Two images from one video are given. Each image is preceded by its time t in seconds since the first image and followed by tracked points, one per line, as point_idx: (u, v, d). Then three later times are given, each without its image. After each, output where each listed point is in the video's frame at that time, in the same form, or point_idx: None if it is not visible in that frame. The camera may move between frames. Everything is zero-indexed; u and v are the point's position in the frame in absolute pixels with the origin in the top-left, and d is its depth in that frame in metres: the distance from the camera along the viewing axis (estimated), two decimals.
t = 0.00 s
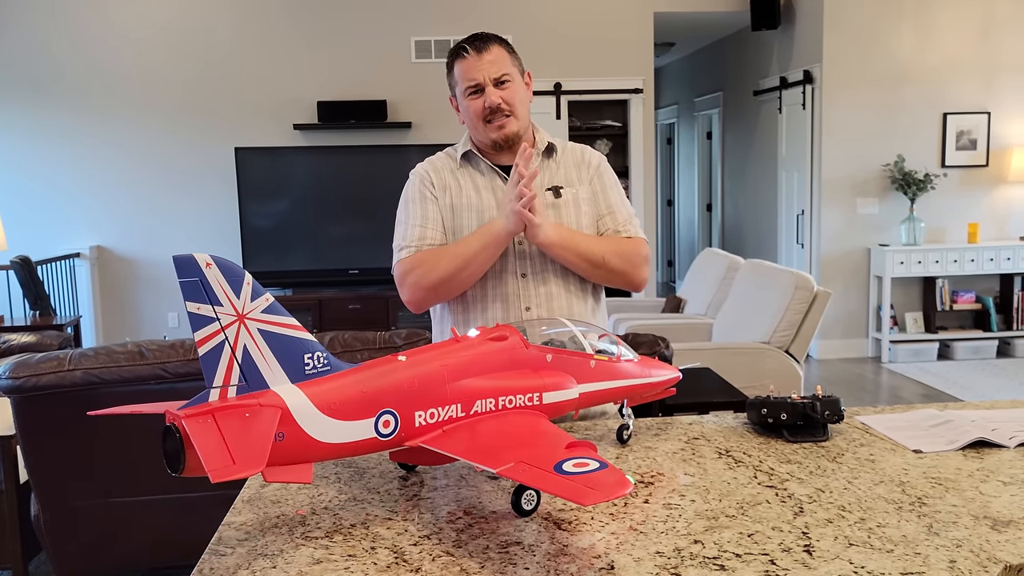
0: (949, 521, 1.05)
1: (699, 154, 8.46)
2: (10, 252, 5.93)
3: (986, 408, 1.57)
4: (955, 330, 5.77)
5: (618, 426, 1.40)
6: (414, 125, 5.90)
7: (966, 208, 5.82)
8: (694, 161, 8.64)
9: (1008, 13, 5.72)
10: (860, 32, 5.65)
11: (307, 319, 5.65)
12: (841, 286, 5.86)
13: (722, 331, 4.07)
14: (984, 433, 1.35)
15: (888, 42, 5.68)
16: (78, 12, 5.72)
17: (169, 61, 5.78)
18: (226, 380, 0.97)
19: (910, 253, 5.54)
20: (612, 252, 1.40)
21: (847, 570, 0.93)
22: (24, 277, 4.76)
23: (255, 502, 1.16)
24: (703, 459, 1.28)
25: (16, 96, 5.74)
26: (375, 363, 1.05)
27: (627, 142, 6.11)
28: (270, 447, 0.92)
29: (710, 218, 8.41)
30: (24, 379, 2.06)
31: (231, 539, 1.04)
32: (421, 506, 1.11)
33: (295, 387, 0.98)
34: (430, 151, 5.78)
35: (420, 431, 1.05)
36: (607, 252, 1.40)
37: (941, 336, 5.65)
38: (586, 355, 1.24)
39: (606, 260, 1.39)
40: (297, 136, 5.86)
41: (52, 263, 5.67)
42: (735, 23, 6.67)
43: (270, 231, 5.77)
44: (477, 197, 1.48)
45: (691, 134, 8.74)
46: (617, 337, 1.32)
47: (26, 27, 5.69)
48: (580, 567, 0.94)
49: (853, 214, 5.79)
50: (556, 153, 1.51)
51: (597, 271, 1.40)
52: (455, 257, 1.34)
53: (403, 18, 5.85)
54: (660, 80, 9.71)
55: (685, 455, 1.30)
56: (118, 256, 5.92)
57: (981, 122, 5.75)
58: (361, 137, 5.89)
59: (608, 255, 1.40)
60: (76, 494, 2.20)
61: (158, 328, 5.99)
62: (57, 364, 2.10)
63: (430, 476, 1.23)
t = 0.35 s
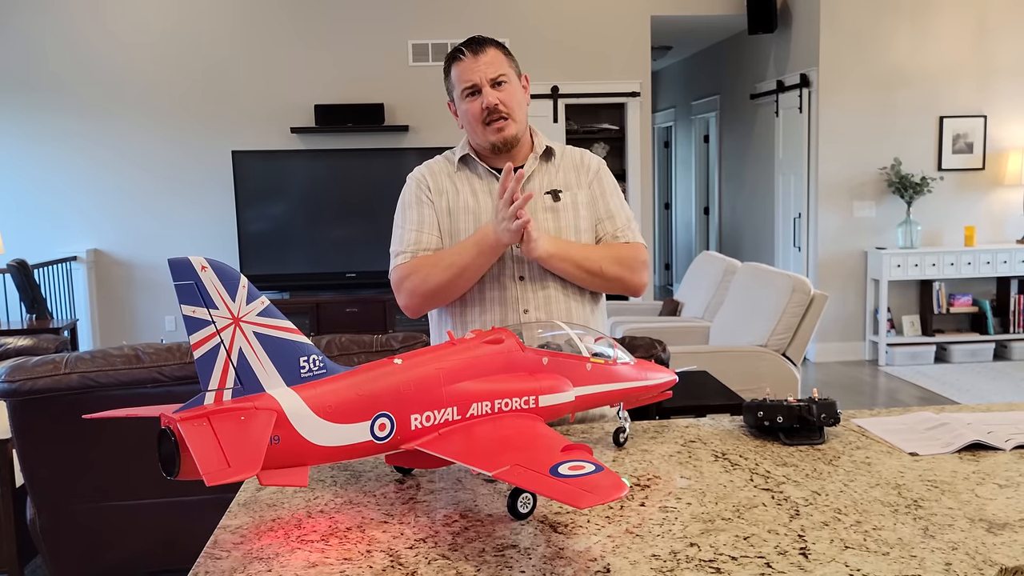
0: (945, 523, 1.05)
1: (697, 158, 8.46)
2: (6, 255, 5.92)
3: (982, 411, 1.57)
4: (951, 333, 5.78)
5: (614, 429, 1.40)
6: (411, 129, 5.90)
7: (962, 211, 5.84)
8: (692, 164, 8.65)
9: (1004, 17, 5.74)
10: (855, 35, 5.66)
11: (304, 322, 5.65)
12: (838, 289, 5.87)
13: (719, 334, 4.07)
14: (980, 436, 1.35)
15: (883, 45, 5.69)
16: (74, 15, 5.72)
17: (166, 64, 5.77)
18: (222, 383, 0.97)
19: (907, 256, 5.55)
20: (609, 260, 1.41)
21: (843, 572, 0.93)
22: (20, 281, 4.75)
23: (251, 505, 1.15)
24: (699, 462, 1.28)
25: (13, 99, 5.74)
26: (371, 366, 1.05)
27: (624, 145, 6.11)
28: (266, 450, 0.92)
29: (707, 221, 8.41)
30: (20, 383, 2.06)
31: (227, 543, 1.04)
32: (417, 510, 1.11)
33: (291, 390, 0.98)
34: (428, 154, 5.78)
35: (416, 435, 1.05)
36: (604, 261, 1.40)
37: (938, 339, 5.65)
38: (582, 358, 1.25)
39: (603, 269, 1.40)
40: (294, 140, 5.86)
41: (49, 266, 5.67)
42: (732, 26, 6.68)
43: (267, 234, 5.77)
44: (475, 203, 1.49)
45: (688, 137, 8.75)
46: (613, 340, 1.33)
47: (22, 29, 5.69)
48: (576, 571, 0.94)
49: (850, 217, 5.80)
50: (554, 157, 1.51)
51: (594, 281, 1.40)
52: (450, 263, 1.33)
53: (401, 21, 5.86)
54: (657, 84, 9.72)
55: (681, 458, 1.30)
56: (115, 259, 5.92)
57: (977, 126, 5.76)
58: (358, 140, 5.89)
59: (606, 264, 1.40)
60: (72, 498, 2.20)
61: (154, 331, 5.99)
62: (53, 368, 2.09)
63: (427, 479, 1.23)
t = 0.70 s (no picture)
0: (947, 525, 1.05)
1: (696, 160, 8.46)
2: (6, 257, 5.91)
3: (984, 413, 1.56)
4: (951, 335, 5.79)
5: (615, 431, 1.40)
6: (411, 131, 5.90)
7: (962, 214, 5.84)
8: (691, 167, 8.65)
9: (1003, 20, 5.75)
10: (855, 37, 5.67)
11: (304, 325, 5.64)
12: (838, 291, 5.87)
13: (719, 337, 4.06)
14: (982, 438, 1.35)
15: (883, 47, 5.69)
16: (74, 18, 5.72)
17: (166, 66, 5.77)
18: (223, 385, 0.96)
19: (907, 258, 5.55)
20: (618, 274, 1.40)
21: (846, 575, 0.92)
22: (20, 283, 4.74)
23: (252, 508, 1.15)
24: (701, 464, 1.28)
25: (13, 101, 5.74)
26: (372, 368, 1.05)
27: (624, 148, 6.11)
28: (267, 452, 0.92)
29: (707, 224, 8.41)
30: (20, 385, 2.06)
31: (228, 545, 1.03)
32: (418, 512, 1.11)
33: (292, 392, 0.98)
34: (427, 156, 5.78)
35: (417, 437, 1.04)
36: (613, 276, 1.39)
37: (938, 341, 5.65)
38: (584, 360, 1.24)
39: (612, 284, 1.39)
40: (294, 142, 5.86)
41: (48, 269, 5.66)
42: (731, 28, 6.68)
43: (266, 236, 5.76)
44: (472, 205, 1.48)
45: (688, 140, 8.75)
46: (615, 342, 1.32)
47: (22, 31, 5.69)
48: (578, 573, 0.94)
49: (850, 219, 5.80)
50: (557, 158, 1.50)
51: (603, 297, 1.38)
52: (440, 277, 1.34)
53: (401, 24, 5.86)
54: (657, 86, 9.73)
55: (682, 460, 1.29)
56: (115, 262, 5.92)
57: (976, 128, 5.77)
58: (358, 143, 5.89)
59: (614, 279, 1.39)
60: (72, 500, 2.19)
61: (153, 334, 5.98)
62: (53, 370, 2.09)
63: (428, 481, 1.23)
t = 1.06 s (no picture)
0: (952, 528, 1.04)
1: (699, 162, 8.47)
2: (9, 259, 5.92)
3: (988, 415, 1.56)
4: (954, 337, 5.78)
5: (618, 434, 1.40)
6: (413, 133, 5.91)
7: (965, 216, 5.83)
8: (693, 169, 8.65)
9: (1005, 23, 5.75)
10: (858, 39, 5.67)
11: (306, 327, 5.64)
12: (840, 293, 5.86)
13: (722, 339, 4.06)
14: (987, 440, 1.34)
15: (885, 49, 5.69)
16: (78, 22, 5.74)
17: (169, 67, 5.78)
18: (226, 388, 0.96)
19: (910, 261, 5.54)
20: (626, 281, 1.41)
21: None
22: (24, 286, 4.74)
23: (255, 510, 1.15)
24: (704, 467, 1.27)
25: (17, 103, 5.75)
26: (375, 370, 1.05)
27: (627, 150, 6.11)
28: (270, 454, 0.92)
29: (710, 226, 8.41)
30: (23, 387, 2.06)
31: (231, 548, 1.03)
32: (421, 515, 1.11)
33: (294, 394, 0.98)
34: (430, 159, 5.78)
35: (420, 439, 1.04)
36: (621, 284, 1.39)
37: (941, 344, 5.64)
38: (587, 362, 1.24)
39: (620, 292, 1.39)
40: (297, 144, 5.87)
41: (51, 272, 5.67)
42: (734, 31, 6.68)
43: (269, 239, 5.77)
44: (474, 208, 1.48)
45: (690, 142, 8.75)
46: (618, 344, 1.32)
47: (26, 33, 5.70)
48: None
49: (853, 221, 5.79)
50: (561, 162, 1.50)
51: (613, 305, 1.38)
52: (443, 286, 1.36)
53: (403, 27, 5.87)
54: (660, 88, 9.73)
55: (685, 463, 1.29)
56: (117, 264, 5.92)
57: (979, 130, 5.76)
58: (361, 145, 5.89)
59: (622, 286, 1.39)
60: (75, 503, 2.19)
61: (156, 336, 5.99)
62: (56, 372, 2.09)
63: (431, 483, 1.22)
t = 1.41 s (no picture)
0: (957, 530, 1.04)
1: (701, 164, 8.46)
2: (13, 263, 5.93)
3: (992, 416, 1.55)
4: (959, 338, 5.76)
5: (620, 436, 1.39)
6: (415, 136, 5.91)
7: (969, 217, 5.82)
8: (696, 171, 8.65)
9: (1009, 23, 5.74)
10: (861, 40, 5.65)
11: (309, 330, 5.65)
12: (844, 294, 5.84)
13: (725, 340, 4.05)
14: (991, 442, 1.33)
15: (888, 49, 5.68)
16: (82, 25, 5.76)
17: (173, 71, 5.80)
18: (226, 390, 0.96)
19: (914, 262, 5.53)
20: (627, 281, 1.39)
21: None
22: (27, 289, 4.75)
23: (256, 513, 1.15)
24: (708, 469, 1.27)
25: (22, 107, 5.77)
26: (376, 372, 1.04)
27: (629, 151, 6.10)
28: (270, 457, 0.92)
29: (713, 227, 8.40)
30: (25, 391, 2.06)
31: (232, 551, 1.03)
32: (423, 517, 1.11)
33: (294, 397, 0.98)
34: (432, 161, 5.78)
35: (421, 441, 1.04)
36: (622, 284, 1.37)
37: (946, 345, 5.62)
38: (589, 364, 1.24)
39: (621, 292, 1.37)
40: (299, 147, 5.88)
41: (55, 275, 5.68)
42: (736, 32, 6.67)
43: (271, 242, 5.77)
44: (470, 208, 1.48)
45: (693, 144, 8.74)
46: (620, 346, 1.32)
47: (30, 37, 5.72)
48: None
49: (857, 222, 5.78)
50: (559, 164, 1.49)
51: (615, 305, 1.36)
52: (436, 281, 1.36)
53: (406, 29, 5.88)
54: (662, 90, 9.73)
55: (688, 465, 1.28)
56: (121, 267, 5.93)
57: (983, 131, 5.75)
58: (363, 147, 5.90)
59: (624, 286, 1.38)
60: (77, 506, 2.19)
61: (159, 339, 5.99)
62: (58, 375, 2.09)
63: (432, 486, 1.22)
